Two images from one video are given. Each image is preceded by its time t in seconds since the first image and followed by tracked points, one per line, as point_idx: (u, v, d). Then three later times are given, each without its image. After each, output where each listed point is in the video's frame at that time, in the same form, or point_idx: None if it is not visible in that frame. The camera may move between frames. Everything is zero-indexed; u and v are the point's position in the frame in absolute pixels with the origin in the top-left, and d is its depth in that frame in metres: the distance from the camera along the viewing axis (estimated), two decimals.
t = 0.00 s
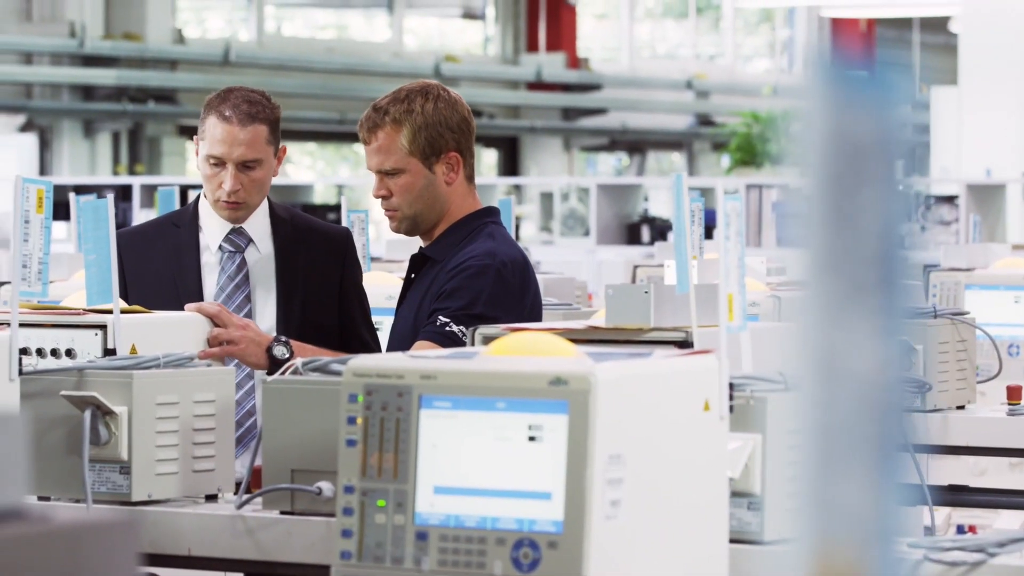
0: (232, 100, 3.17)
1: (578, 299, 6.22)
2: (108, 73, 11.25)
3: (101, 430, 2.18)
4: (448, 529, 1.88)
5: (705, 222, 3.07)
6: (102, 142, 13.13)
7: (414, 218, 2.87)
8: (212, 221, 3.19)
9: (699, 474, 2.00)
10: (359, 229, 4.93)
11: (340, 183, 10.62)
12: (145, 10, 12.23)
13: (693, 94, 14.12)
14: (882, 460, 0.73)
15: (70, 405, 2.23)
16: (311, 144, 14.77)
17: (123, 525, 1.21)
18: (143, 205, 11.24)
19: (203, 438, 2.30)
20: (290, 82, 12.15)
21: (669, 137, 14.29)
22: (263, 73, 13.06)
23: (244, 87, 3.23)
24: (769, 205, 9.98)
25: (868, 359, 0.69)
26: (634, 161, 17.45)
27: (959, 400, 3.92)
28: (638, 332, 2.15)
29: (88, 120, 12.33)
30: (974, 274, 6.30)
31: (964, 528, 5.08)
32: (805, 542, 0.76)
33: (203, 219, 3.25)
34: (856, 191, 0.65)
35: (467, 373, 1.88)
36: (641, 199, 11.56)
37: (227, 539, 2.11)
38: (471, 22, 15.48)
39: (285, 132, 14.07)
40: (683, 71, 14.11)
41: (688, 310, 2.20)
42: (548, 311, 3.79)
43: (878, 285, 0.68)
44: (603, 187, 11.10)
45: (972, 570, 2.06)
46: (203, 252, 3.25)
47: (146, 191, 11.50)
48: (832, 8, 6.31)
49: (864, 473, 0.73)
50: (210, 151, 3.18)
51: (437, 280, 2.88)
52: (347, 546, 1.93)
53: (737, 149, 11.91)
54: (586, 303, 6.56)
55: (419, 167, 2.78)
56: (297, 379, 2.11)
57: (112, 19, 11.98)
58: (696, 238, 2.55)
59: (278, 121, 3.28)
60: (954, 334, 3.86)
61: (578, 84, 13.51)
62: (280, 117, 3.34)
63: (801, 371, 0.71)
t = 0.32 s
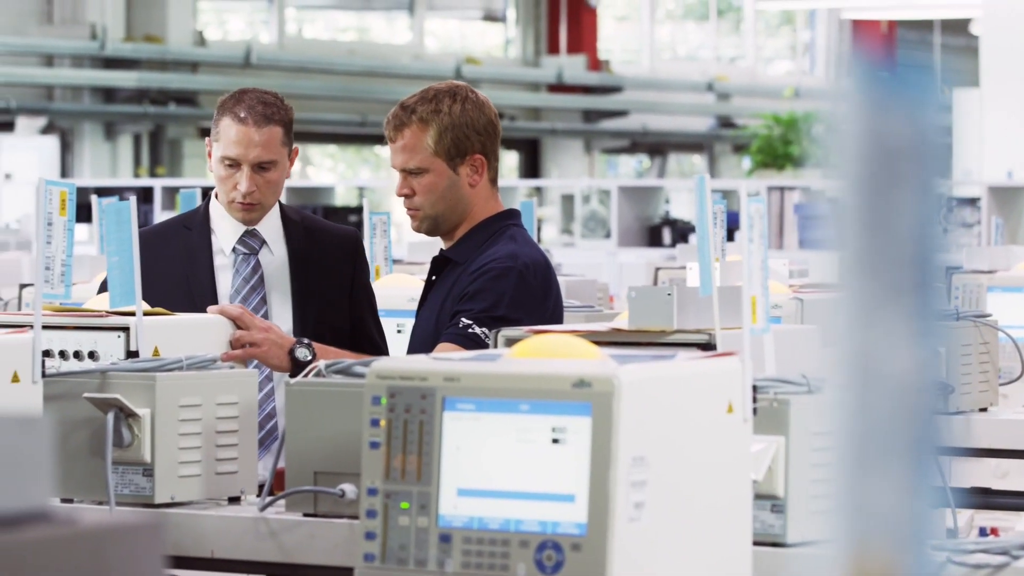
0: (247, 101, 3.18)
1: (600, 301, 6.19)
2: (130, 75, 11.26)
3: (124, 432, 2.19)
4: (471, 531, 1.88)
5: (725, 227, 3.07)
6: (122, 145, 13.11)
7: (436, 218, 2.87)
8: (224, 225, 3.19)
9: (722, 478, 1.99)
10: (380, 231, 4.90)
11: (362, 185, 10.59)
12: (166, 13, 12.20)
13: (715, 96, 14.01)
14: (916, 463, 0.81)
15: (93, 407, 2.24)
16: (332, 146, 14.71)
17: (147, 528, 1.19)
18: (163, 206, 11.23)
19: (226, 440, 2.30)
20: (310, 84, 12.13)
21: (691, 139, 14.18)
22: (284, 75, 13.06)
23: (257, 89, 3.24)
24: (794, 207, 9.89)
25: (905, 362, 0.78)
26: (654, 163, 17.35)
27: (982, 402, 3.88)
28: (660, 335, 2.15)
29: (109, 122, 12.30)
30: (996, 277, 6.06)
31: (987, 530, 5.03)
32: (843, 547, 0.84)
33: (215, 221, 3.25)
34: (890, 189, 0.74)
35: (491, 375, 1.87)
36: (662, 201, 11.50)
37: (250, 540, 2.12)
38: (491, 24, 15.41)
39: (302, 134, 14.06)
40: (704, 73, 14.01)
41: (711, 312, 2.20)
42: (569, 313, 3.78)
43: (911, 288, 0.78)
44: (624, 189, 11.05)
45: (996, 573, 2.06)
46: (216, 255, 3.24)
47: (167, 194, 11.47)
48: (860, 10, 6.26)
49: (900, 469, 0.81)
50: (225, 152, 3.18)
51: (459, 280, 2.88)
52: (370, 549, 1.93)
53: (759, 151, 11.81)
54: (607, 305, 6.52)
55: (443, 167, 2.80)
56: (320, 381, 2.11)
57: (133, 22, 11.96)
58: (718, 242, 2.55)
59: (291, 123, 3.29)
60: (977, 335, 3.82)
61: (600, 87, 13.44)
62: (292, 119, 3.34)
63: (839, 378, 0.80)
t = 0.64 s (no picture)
0: (251, 98, 3.21)
1: (629, 303, 6.17)
2: (155, 76, 11.29)
3: (151, 432, 2.20)
4: (498, 532, 1.87)
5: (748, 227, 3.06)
6: (148, 146, 13.13)
7: (468, 222, 2.89)
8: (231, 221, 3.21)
9: (749, 480, 1.97)
10: (407, 231, 4.88)
11: (387, 186, 10.57)
12: (194, 14, 12.20)
13: (742, 97, 13.90)
14: (951, 462, 0.94)
15: (121, 408, 2.24)
16: (358, 147, 14.67)
17: (176, 528, 1.22)
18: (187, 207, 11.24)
19: (253, 441, 2.30)
20: (335, 85, 12.15)
21: (716, 140, 14.12)
22: (310, 76, 13.06)
23: (257, 87, 3.27)
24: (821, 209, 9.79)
25: (943, 360, 0.91)
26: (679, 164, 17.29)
27: (1011, 403, 3.86)
28: (687, 335, 2.16)
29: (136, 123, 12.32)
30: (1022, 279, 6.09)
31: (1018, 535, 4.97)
32: (884, 545, 0.96)
33: (213, 220, 3.25)
34: (929, 186, 0.86)
35: (518, 376, 1.87)
36: (688, 202, 11.46)
37: (277, 542, 2.12)
38: (517, 25, 15.35)
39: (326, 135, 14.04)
40: (731, 74, 13.95)
41: (737, 314, 2.19)
42: (597, 314, 3.79)
43: (946, 284, 0.90)
44: (649, 190, 10.99)
45: None
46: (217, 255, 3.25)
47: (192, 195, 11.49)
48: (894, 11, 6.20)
49: (936, 464, 0.93)
50: (232, 149, 3.20)
51: (490, 282, 2.88)
52: (398, 549, 1.92)
53: (785, 152, 11.70)
54: (634, 306, 6.48)
55: (474, 174, 2.80)
56: (347, 382, 2.11)
57: (160, 22, 11.96)
58: (745, 242, 2.54)
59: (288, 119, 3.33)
60: (1005, 337, 3.80)
61: (625, 88, 13.42)
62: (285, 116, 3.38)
63: (880, 382, 0.93)
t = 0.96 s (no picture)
0: (250, 98, 3.44)
1: (650, 303, 6.14)
2: (176, 76, 11.27)
3: (172, 433, 2.21)
4: (520, 533, 1.87)
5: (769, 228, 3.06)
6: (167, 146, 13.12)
7: (491, 222, 2.89)
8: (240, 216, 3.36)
9: (772, 480, 1.96)
10: (428, 232, 4.88)
11: (406, 187, 10.54)
12: (214, 14, 12.16)
13: (762, 97, 13.79)
14: (978, 460, 0.95)
15: (141, 409, 2.25)
16: (378, 148, 14.62)
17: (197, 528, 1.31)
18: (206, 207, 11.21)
19: (274, 441, 2.30)
20: (355, 85, 12.12)
21: (737, 140, 14.03)
22: (330, 76, 13.03)
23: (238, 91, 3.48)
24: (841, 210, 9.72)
25: (969, 362, 0.93)
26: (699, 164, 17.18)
27: None
28: (708, 336, 2.16)
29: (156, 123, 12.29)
30: None
31: None
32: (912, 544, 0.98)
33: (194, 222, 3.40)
34: (953, 191, 0.90)
35: (540, 375, 1.87)
36: (708, 202, 11.39)
37: (299, 542, 2.12)
38: (538, 25, 15.28)
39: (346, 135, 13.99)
40: (752, 73, 13.87)
41: (758, 314, 2.18)
42: (618, 314, 3.79)
43: (975, 288, 0.92)
44: (669, 190, 10.94)
45: None
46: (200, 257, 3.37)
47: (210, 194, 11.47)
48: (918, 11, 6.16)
49: (965, 464, 0.95)
50: (243, 146, 3.39)
51: (512, 281, 2.87)
52: (419, 550, 1.91)
53: (804, 152, 11.61)
54: (654, 307, 6.44)
55: (502, 174, 2.81)
56: (369, 382, 2.11)
57: (180, 23, 11.93)
58: (767, 242, 2.53)
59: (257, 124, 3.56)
60: None
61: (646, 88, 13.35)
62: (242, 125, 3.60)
63: (905, 379, 0.95)
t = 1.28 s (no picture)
0: (228, 95, 3.46)
1: (663, 303, 6.12)
2: (189, 76, 11.31)
3: (187, 433, 2.21)
4: (535, 533, 1.87)
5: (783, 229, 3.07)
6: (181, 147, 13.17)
7: (503, 222, 2.88)
8: (225, 212, 3.41)
9: (787, 481, 1.96)
10: (442, 232, 4.88)
11: (420, 187, 10.56)
12: (228, 15, 12.18)
13: (775, 97, 13.79)
14: (997, 466, 0.83)
15: (156, 409, 2.25)
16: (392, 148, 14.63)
17: (211, 529, 1.34)
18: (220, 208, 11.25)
19: (288, 442, 2.31)
20: (369, 85, 12.14)
21: (750, 140, 14.03)
22: (344, 77, 13.05)
23: (215, 87, 3.50)
24: (854, 209, 9.72)
25: (989, 364, 0.80)
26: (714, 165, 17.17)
27: None
28: (722, 336, 2.16)
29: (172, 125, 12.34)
30: None
31: None
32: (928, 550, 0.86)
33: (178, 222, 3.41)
34: (974, 188, 0.77)
35: (555, 375, 1.87)
36: (722, 202, 11.38)
37: (313, 542, 2.13)
38: (551, 26, 15.32)
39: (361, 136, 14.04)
40: (765, 73, 13.87)
41: (772, 314, 2.19)
42: (633, 314, 3.79)
43: (995, 287, 0.79)
44: (683, 190, 10.93)
45: None
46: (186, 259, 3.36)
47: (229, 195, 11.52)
48: (932, 11, 6.15)
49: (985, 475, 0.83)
50: (225, 144, 3.42)
51: (525, 279, 2.87)
52: (433, 550, 1.92)
53: (817, 152, 11.62)
54: (668, 306, 6.42)
55: (514, 173, 2.82)
56: (383, 383, 2.10)
57: (194, 23, 11.94)
58: (780, 243, 2.54)
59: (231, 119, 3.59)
60: None
61: (660, 88, 13.34)
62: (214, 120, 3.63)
63: (923, 381, 0.82)
